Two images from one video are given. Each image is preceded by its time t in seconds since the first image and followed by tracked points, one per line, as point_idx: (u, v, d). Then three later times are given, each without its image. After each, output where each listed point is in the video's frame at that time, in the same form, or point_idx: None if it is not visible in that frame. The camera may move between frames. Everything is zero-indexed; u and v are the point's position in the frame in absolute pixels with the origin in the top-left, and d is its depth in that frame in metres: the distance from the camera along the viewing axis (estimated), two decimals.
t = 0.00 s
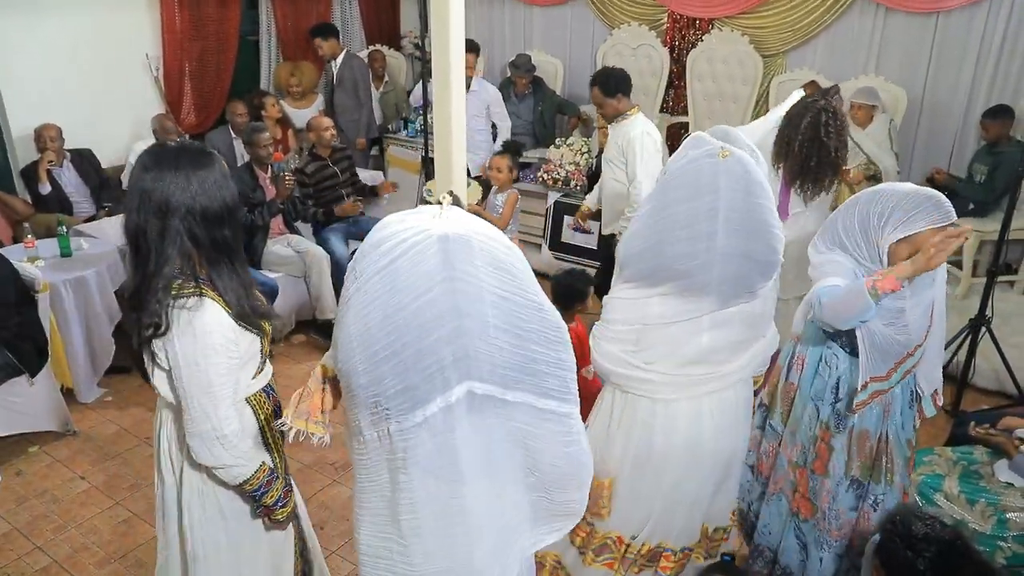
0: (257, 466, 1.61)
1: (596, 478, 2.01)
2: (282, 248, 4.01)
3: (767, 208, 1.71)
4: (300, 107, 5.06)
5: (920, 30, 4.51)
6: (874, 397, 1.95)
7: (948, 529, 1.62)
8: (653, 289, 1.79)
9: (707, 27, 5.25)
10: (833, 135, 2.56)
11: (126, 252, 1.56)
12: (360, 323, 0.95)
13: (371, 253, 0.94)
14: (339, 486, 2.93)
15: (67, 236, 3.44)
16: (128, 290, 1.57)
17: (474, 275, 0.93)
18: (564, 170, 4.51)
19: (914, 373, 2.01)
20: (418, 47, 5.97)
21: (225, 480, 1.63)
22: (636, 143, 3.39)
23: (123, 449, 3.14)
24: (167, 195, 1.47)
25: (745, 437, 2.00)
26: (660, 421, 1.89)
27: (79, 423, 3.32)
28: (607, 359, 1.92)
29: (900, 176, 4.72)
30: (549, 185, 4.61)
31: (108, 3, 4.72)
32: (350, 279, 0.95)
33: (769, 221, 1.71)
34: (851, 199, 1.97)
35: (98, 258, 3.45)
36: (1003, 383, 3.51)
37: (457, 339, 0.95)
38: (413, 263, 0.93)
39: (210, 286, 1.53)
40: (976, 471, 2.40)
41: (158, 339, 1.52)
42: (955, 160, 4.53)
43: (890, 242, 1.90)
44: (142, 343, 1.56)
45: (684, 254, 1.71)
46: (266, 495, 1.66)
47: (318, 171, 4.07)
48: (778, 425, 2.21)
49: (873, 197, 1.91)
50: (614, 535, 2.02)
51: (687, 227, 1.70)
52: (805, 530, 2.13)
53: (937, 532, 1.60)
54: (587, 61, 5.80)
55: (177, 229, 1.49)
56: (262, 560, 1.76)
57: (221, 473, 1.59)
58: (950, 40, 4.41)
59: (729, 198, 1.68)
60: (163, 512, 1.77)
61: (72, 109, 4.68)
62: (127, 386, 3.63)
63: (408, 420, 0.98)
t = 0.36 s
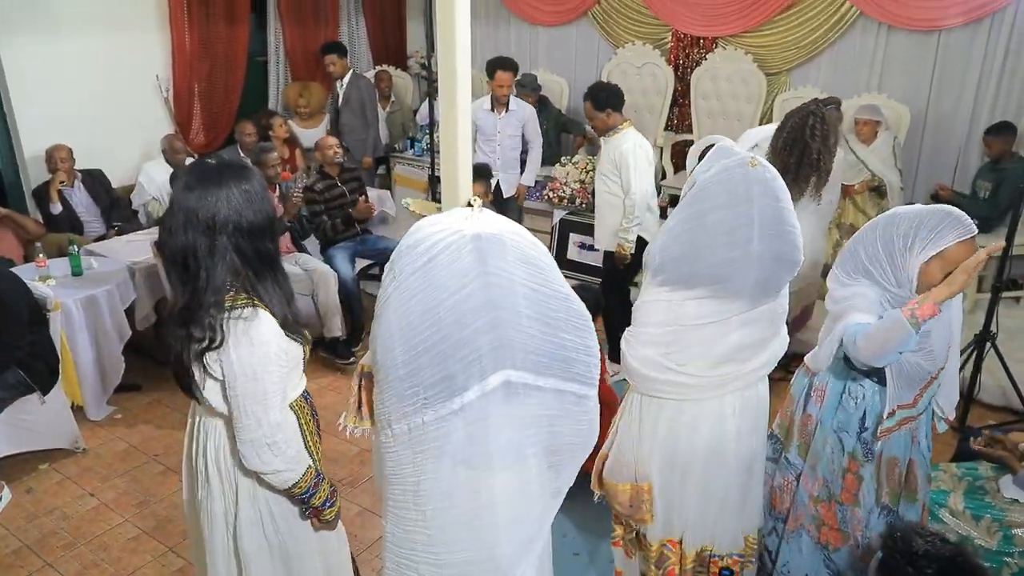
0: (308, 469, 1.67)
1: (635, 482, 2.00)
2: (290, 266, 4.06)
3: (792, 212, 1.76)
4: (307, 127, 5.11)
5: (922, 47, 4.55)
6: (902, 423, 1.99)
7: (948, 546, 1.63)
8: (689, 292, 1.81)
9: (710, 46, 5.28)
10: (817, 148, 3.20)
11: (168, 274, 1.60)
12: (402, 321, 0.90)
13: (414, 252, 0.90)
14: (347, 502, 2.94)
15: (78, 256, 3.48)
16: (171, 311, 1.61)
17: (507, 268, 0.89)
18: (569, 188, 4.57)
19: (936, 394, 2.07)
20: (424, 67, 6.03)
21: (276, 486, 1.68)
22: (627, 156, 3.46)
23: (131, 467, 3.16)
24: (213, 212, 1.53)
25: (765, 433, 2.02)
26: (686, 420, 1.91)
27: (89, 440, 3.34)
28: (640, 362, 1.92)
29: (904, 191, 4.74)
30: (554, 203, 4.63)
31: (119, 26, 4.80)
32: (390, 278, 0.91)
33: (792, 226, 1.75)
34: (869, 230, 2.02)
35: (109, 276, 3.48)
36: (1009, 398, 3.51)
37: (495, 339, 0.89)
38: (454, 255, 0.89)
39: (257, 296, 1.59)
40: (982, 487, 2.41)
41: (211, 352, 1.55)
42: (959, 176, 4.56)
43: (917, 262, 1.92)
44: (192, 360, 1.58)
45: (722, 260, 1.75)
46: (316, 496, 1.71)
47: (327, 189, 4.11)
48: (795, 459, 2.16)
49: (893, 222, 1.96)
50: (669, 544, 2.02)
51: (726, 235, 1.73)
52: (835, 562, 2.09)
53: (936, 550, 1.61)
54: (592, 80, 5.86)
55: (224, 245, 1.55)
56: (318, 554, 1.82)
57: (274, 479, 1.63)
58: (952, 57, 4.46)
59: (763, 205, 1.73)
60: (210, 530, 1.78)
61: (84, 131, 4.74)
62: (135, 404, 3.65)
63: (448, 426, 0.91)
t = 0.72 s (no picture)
0: (335, 478, 1.71)
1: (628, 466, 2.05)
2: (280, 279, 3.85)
3: (778, 213, 1.83)
4: (308, 136, 5.17)
5: (919, 56, 4.59)
6: (953, 446, 2.06)
7: (952, 547, 1.69)
8: (671, 288, 1.91)
9: (708, 55, 5.32)
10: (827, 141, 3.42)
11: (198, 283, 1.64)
12: (457, 327, 0.99)
13: (463, 261, 0.99)
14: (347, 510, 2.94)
15: (80, 264, 3.50)
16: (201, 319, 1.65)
17: (558, 269, 1.01)
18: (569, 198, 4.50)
19: (977, 413, 2.10)
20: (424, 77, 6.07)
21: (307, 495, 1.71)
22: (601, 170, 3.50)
23: (133, 475, 3.17)
24: (241, 225, 1.55)
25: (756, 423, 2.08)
26: (675, 410, 2.00)
27: (90, 449, 3.35)
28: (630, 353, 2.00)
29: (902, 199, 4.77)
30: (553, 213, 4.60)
31: (120, 37, 4.83)
32: (445, 285, 0.99)
33: (777, 227, 1.83)
34: (904, 247, 1.98)
35: (111, 284, 3.50)
36: (1008, 405, 3.52)
37: (546, 335, 1.02)
38: (509, 264, 1.00)
39: (284, 306, 1.61)
40: (981, 494, 2.41)
41: (236, 362, 1.60)
42: (956, 183, 4.59)
43: (969, 271, 1.90)
44: (219, 368, 1.63)
45: (706, 257, 1.85)
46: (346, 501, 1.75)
47: (326, 199, 4.13)
48: (831, 492, 2.11)
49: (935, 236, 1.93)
50: (673, 530, 2.08)
51: (708, 235, 1.83)
52: None
53: (943, 551, 1.68)
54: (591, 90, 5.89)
55: (252, 255, 1.57)
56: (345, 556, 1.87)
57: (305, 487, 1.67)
58: (948, 66, 4.50)
59: (746, 204, 1.81)
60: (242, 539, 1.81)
61: (86, 141, 4.78)
62: (136, 412, 3.67)
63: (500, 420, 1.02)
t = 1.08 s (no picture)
0: (347, 482, 1.71)
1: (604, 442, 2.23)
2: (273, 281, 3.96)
3: (762, 203, 1.99)
4: (295, 136, 5.07)
5: (903, 59, 4.62)
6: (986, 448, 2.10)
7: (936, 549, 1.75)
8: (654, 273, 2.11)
9: (695, 56, 5.34)
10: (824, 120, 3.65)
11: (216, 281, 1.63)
12: (523, 317, 1.24)
13: (521, 261, 1.24)
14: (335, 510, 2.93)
15: (63, 265, 3.46)
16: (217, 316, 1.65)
17: (609, 257, 1.28)
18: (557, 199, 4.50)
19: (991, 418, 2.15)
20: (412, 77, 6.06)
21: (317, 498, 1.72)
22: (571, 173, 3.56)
23: (118, 476, 3.14)
24: (264, 223, 1.55)
25: (741, 414, 2.20)
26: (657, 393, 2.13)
27: (74, 450, 3.32)
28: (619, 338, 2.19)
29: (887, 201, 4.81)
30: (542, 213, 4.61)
31: (105, 35, 4.79)
32: (508, 284, 1.24)
33: (762, 217, 1.99)
34: (913, 259, 1.96)
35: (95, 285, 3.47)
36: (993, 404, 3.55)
37: (598, 320, 1.28)
38: (565, 263, 1.26)
39: (306, 305, 1.63)
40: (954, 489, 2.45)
41: (256, 360, 1.60)
42: (940, 185, 4.65)
43: (985, 270, 1.85)
44: (236, 366, 1.64)
45: (687, 246, 2.03)
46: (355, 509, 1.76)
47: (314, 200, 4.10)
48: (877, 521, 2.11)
49: (943, 243, 1.90)
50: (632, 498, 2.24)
51: (688, 224, 2.02)
52: None
53: (925, 552, 1.73)
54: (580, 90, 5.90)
55: (274, 254, 1.58)
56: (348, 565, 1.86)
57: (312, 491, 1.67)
58: (932, 69, 4.54)
59: (725, 196, 1.99)
60: (244, 534, 1.82)
61: (69, 140, 4.73)
62: (120, 413, 3.63)
63: (559, 391, 1.28)
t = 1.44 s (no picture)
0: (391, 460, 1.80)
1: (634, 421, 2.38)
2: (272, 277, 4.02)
3: (795, 191, 2.13)
4: (292, 134, 5.14)
5: (900, 57, 4.63)
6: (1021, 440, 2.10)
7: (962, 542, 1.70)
8: (700, 263, 2.22)
9: (692, 55, 5.34)
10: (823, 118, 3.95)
11: (260, 278, 1.69)
12: (538, 297, 1.43)
13: (533, 246, 1.42)
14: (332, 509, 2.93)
15: (62, 264, 3.47)
16: (260, 313, 1.69)
17: (620, 242, 1.46)
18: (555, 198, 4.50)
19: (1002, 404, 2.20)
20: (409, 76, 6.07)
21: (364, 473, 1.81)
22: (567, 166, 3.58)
23: (117, 475, 3.15)
24: (308, 219, 1.62)
25: (771, 390, 2.40)
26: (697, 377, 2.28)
27: (73, 449, 3.32)
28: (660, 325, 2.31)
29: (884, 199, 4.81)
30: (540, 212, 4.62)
31: (103, 34, 4.79)
32: (523, 267, 1.42)
33: (797, 202, 2.12)
34: (934, 264, 1.93)
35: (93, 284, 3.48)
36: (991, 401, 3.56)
37: (608, 298, 1.45)
38: (575, 249, 1.43)
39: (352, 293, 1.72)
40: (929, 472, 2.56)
41: (313, 351, 1.68)
42: (938, 182, 4.65)
43: (1008, 265, 1.81)
44: (288, 358, 1.71)
45: (735, 234, 2.15)
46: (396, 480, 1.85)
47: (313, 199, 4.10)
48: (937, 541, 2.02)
49: (962, 246, 1.86)
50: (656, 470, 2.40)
51: (735, 214, 2.13)
52: None
53: (951, 544, 1.69)
54: (577, 89, 5.90)
55: (318, 247, 1.65)
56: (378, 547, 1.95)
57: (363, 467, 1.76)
58: (929, 67, 4.55)
59: (766, 185, 2.12)
60: (287, 525, 1.87)
61: (68, 140, 4.74)
62: (120, 412, 3.64)
63: (575, 362, 1.47)
